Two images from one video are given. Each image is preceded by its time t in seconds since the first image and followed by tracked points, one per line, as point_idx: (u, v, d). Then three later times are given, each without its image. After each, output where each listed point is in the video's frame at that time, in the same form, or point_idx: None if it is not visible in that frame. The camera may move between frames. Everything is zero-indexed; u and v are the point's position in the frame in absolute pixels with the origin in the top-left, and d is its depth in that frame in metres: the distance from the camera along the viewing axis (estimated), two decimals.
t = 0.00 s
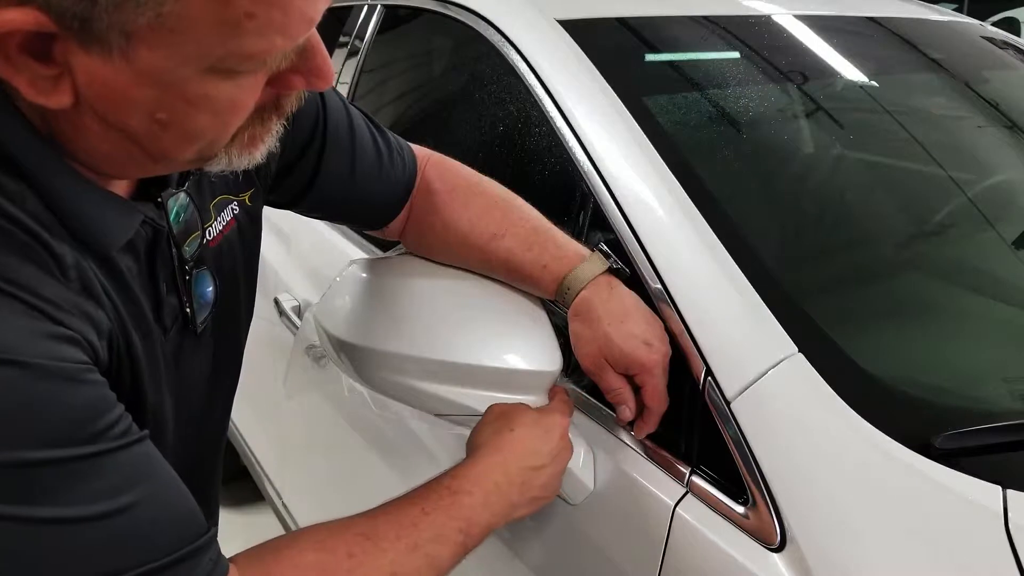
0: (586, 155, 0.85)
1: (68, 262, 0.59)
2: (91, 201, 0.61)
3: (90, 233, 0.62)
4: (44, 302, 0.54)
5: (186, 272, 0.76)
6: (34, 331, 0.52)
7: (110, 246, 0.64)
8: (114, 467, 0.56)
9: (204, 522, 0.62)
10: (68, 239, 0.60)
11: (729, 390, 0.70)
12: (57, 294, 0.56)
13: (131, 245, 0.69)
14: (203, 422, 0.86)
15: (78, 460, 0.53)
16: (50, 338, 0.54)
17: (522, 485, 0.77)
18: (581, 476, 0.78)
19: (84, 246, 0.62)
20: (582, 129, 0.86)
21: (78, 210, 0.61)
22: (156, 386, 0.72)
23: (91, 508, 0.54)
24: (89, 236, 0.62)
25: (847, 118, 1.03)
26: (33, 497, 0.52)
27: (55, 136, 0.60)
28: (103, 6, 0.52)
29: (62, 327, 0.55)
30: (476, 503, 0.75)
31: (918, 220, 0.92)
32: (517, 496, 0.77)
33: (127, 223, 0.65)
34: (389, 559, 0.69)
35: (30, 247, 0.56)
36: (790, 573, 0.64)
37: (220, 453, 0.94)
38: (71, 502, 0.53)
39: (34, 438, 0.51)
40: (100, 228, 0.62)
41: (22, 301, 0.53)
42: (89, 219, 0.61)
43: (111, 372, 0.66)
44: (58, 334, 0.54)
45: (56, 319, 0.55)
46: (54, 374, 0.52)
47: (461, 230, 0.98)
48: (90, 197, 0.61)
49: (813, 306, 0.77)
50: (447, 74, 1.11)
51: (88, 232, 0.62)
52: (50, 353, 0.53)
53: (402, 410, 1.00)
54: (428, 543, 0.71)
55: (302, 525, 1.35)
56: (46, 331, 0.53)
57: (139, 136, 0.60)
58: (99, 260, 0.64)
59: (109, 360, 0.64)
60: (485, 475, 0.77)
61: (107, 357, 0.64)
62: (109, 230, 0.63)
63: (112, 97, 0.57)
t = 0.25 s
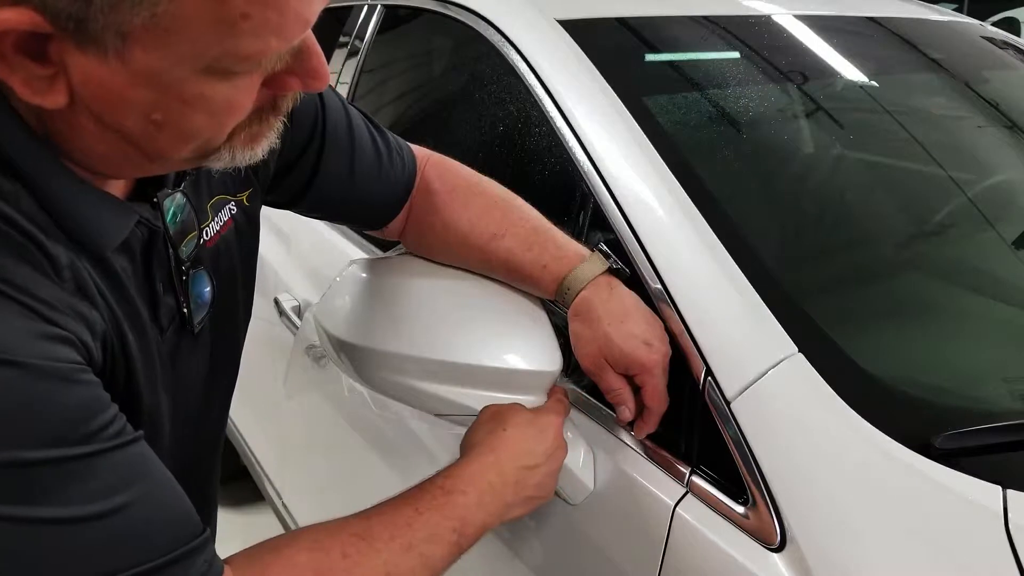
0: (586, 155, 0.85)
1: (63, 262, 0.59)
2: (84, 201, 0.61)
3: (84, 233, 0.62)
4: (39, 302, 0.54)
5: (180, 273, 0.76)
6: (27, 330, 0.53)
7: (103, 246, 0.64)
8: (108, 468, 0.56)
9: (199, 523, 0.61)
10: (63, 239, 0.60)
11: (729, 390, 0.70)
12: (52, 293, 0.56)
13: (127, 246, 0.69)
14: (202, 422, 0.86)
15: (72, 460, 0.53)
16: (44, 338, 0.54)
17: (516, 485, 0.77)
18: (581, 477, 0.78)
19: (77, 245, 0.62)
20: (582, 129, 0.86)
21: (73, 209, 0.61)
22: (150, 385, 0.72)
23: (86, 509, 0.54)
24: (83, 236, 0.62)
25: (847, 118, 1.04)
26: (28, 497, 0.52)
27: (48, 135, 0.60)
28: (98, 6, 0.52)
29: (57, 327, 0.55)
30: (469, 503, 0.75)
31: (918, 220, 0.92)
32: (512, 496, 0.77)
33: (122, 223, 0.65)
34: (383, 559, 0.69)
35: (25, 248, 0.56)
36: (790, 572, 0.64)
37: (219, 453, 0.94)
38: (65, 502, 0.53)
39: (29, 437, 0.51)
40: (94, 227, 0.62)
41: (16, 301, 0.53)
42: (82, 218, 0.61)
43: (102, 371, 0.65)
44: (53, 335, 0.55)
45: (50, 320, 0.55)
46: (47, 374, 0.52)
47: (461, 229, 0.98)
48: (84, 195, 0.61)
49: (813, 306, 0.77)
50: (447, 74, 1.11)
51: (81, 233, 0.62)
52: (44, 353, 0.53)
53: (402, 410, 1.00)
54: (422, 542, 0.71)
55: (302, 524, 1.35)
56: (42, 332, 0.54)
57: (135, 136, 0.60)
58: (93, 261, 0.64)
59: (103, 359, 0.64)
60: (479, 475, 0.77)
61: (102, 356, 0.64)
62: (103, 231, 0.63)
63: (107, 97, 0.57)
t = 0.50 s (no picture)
0: (586, 155, 0.85)
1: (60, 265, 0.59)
2: (80, 204, 0.61)
3: (80, 237, 0.62)
4: (33, 306, 0.54)
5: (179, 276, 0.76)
6: (23, 334, 0.53)
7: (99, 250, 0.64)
8: (102, 471, 0.56)
9: (194, 524, 0.62)
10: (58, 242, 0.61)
11: (729, 390, 0.70)
12: (49, 296, 0.56)
13: (123, 248, 0.68)
14: (201, 422, 0.86)
15: (67, 462, 0.53)
16: (39, 342, 0.54)
17: (515, 486, 0.77)
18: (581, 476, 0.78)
19: (73, 249, 0.62)
20: (582, 129, 0.86)
21: (69, 212, 0.61)
22: (149, 387, 0.72)
23: (83, 510, 0.54)
24: (78, 240, 0.62)
25: (847, 118, 1.04)
26: (24, 498, 0.52)
27: (43, 135, 0.60)
28: (94, 12, 0.52)
29: (52, 330, 0.56)
30: (467, 505, 0.76)
31: (918, 220, 0.92)
32: (510, 497, 0.77)
33: (117, 226, 0.64)
34: (380, 559, 0.69)
35: (21, 251, 0.56)
36: (790, 573, 0.64)
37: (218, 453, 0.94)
38: (62, 502, 0.53)
39: (24, 441, 0.51)
40: (91, 231, 0.62)
41: (12, 305, 0.53)
42: (78, 222, 0.61)
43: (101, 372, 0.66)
44: (48, 338, 0.55)
45: (45, 323, 0.55)
46: (42, 378, 0.52)
47: (460, 230, 0.98)
48: (80, 198, 0.61)
49: (813, 306, 0.77)
50: (448, 74, 1.11)
51: (77, 237, 0.62)
52: (38, 357, 0.53)
53: (402, 410, 1.00)
54: (420, 543, 0.71)
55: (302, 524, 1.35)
56: (36, 336, 0.54)
57: (131, 139, 0.60)
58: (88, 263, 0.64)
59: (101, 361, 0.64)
60: (478, 477, 0.77)
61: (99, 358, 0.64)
62: (99, 234, 0.63)
63: (102, 101, 0.57)
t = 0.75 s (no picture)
0: (586, 155, 0.85)
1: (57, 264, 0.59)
2: (76, 205, 0.61)
3: (78, 238, 0.62)
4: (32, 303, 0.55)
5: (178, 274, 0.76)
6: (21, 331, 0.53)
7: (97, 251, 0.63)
8: (98, 469, 0.55)
9: (195, 522, 0.62)
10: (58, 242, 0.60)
11: (729, 390, 0.70)
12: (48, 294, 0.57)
13: (120, 248, 0.68)
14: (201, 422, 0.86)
15: (63, 460, 0.53)
16: (38, 339, 0.54)
17: (517, 486, 0.77)
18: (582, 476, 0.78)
19: (71, 249, 0.62)
20: (582, 129, 0.86)
21: (66, 212, 0.61)
22: (148, 386, 0.72)
23: (79, 508, 0.54)
24: (76, 240, 0.62)
25: (847, 118, 1.04)
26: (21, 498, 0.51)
27: (39, 136, 0.60)
28: (88, 14, 0.52)
29: (51, 328, 0.56)
30: (470, 503, 0.75)
31: (918, 220, 0.92)
32: (513, 496, 0.77)
33: (114, 225, 0.64)
34: (383, 558, 0.69)
35: (18, 250, 0.56)
36: (790, 573, 0.64)
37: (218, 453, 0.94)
38: (58, 501, 0.53)
39: (20, 439, 0.51)
40: (89, 231, 0.62)
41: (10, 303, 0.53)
42: (75, 223, 0.61)
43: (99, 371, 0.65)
44: (46, 336, 0.55)
45: (43, 320, 0.55)
46: (41, 375, 0.52)
47: (460, 230, 0.98)
48: (76, 198, 0.61)
49: (813, 306, 0.77)
50: (447, 74, 1.11)
51: (74, 237, 0.61)
52: (37, 355, 0.53)
53: (402, 410, 1.00)
54: (423, 542, 0.71)
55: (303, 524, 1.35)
56: (35, 333, 0.54)
57: (125, 141, 0.60)
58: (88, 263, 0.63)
59: (98, 360, 0.64)
60: (480, 476, 0.77)
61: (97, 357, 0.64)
62: (97, 234, 0.63)
63: (96, 102, 0.57)
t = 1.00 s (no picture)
0: (586, 155, 0.85)
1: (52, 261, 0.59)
2: (72, 203, 0.61)
3: (71, 236, 0.62)
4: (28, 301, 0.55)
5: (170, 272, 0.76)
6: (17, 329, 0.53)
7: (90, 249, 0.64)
8: (93, 467, 0.55)
9: (192, 519, 0.62)
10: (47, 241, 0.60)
11: (729, 390, 0.70)
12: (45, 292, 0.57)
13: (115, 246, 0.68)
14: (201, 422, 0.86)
15: (57, 458, 0.53)
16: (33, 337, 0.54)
17: (520, 484, 0.77)
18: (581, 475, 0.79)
19: (65, 247, 0.62)
20: (582, 129, 0.86)
21: (60, 210, 0.61)
22: (144, 386, 0.72)
23: (73, 506, 0.54)
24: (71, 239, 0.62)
25: (847, 118, 1.03)
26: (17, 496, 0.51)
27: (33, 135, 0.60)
28: (79, 11, 0.52)
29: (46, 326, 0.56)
30: (472, 501, 0.75)
31: (918, 220, 0.92)
32: (514, 495, 0.77)
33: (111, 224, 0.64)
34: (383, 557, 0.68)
35: (13, 249, 0.56)
36: (790, 573, 0.64)
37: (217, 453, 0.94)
38: (53, 499, 0.53)
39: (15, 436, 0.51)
40: (83, 228, 0.62)
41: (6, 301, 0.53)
42: (70, 220, 0.61)
43: (97, 370, 0.65)
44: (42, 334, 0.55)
45: (40, 319, 0.56)
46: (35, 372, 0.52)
47: (460, 230, 0.98)
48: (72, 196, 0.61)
49: (813, 306, 0.77)
50: (448, 74, 1.11)
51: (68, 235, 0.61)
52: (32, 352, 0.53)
53: (402, 410, 1.00)
54: (424, 540, 0.71)
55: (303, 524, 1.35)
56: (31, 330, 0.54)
57: (119, 140, 0.60)
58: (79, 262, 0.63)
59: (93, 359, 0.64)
60: (481, 475, 0.77)
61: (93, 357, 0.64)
62: (92, 232, 0.63)
63: (90, 101, 0.57)
